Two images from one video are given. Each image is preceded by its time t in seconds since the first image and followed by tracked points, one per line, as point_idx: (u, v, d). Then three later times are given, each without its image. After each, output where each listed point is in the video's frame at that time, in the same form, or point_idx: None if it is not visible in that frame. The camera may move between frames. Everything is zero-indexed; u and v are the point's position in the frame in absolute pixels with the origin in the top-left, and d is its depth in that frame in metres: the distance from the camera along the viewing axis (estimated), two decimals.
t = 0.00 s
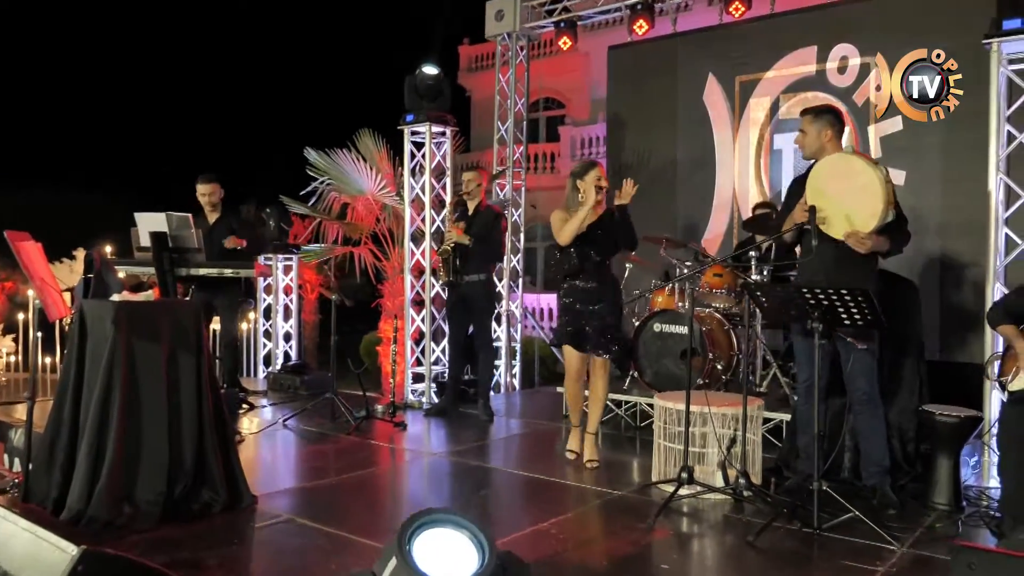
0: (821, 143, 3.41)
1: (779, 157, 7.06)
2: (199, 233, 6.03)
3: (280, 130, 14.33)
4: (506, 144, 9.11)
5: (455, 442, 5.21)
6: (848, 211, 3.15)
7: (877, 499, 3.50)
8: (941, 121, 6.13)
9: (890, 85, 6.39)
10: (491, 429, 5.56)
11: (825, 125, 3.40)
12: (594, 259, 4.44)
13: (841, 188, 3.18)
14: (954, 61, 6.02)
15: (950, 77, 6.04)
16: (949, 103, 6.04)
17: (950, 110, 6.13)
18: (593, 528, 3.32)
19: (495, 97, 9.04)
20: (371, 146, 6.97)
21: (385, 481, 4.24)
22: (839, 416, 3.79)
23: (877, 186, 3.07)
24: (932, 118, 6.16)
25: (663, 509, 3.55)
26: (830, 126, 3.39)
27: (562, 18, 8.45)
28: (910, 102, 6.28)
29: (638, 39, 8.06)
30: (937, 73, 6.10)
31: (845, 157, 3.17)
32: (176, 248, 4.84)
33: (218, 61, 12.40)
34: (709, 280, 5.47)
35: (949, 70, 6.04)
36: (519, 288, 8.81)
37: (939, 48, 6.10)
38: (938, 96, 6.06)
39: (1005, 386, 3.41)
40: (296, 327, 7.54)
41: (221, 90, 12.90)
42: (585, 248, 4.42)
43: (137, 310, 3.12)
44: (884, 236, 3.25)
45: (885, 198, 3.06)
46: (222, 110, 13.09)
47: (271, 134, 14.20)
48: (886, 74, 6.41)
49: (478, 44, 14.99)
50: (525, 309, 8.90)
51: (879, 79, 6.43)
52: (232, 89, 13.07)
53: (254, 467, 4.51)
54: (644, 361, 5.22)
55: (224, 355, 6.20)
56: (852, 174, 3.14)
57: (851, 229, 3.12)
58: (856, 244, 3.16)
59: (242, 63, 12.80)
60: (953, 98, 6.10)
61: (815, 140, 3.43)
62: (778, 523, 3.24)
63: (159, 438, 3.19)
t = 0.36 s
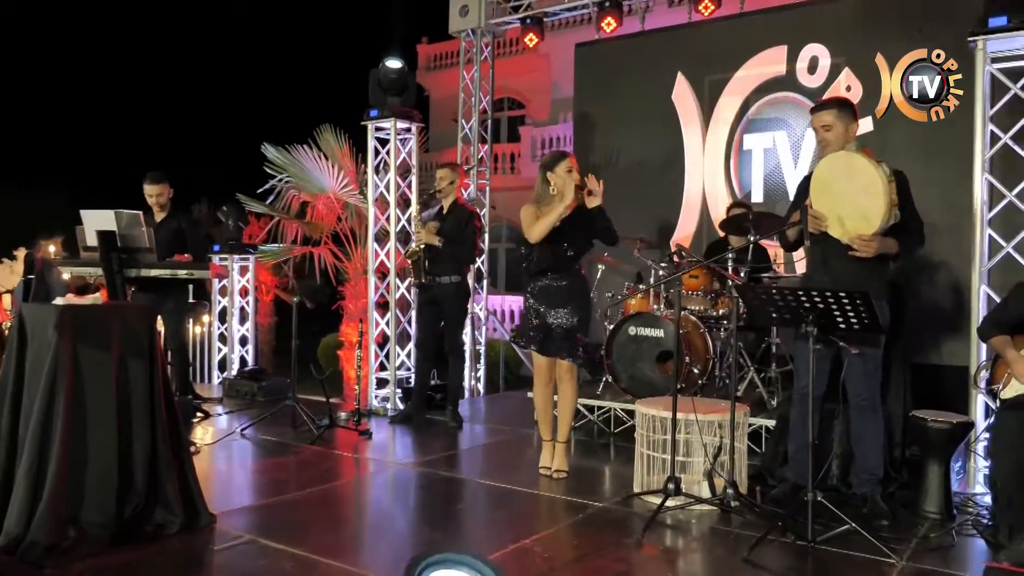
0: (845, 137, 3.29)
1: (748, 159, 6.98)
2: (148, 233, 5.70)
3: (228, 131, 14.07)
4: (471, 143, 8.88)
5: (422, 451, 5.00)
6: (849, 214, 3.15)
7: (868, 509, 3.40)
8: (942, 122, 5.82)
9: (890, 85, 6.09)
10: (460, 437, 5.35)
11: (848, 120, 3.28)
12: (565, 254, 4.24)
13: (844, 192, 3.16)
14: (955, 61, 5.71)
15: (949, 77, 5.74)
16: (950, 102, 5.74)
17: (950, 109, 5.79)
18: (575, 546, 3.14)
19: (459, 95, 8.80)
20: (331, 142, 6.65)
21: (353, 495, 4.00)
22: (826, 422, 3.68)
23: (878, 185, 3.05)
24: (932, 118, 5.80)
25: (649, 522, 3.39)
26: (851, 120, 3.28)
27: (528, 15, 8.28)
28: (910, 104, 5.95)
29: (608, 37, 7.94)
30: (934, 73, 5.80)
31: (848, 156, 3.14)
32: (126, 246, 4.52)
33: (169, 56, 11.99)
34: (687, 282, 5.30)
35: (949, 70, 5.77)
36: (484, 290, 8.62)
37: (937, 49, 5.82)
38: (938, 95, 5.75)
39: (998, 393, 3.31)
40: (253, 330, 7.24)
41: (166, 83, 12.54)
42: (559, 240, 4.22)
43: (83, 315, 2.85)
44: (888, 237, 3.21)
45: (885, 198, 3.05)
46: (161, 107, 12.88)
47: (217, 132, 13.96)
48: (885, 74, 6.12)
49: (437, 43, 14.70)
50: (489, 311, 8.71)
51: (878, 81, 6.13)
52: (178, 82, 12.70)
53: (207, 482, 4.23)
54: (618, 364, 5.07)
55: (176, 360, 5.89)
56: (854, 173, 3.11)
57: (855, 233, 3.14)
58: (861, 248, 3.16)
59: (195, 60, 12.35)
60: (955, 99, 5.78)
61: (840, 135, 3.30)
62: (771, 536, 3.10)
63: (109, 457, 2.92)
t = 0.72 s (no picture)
0: (857, 132, 3.19)
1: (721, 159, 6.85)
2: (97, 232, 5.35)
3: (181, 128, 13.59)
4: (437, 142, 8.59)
5: (391, 462, 4.76)
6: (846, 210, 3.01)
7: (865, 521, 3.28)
8: (943, 122, 5.69)
9: (890, 85, 5.90)
10: (431, 446, 5.13)
11: (861, 114, 3.17)
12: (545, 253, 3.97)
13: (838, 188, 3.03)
14: (956, 60, 5.60)
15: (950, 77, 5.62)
16: (951, 103, 5.62)
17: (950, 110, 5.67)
18: (566, 566, 2.94)
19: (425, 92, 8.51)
20: (294, 139, 6.39)
21: (320, 512, 3.75)
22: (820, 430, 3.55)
23: (876, 185, 2.91)
24: (933, 119, 5.67)
25: (640, 539, 3.21)
26: (863, 114, 3.17)
27: (497, 10, 8.15)
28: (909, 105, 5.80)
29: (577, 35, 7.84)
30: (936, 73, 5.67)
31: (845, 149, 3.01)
32: (73, 247, 4.19)
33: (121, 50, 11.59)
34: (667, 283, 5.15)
35: (949, 70, 5.64)
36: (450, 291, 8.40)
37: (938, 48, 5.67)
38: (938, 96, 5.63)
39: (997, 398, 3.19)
40: (210, 334, 6.91)
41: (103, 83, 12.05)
42: (526, 244, 3.96)
43: (23, 320, 2.58)
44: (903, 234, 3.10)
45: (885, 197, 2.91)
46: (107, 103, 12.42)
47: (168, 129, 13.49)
48: (885, 74, 5.93)
49: (398, 40, 14.41)
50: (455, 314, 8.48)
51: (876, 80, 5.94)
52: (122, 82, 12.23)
53: (160, 502, 3.93)
54: (596, 368, 4.91)
55: (126, 366, 5.55)
56: (850, 172, 2.98)
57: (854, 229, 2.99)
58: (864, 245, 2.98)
59: (146, 52, 11.96)
60: (955, 99, 5.67)
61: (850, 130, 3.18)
62: (771, 553, 2.95)
63: (55, 477, 2.64)
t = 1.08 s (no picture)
0: (859, 125, 3.05)
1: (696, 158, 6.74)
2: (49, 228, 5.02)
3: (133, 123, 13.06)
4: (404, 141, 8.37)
5: (363, 472, 4.54)
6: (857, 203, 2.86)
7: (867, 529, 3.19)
8: (943, 122, 5.67)
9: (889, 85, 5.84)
10: (403, 455, 4.90)
11: (864, 106, 3.04)
12: (510, 254, 3.59)
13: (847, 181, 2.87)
14: (956, 60, 5.57)
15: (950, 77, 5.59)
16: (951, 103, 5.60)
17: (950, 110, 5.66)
18: None
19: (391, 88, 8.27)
20: (258, 132, 6.10)
21: (295, 529, 3.52)
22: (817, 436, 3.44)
23: (888, 170, 2.78)
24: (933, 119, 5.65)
25: (639, 553, 3.07)
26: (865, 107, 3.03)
27: (467, 5, 7.95)
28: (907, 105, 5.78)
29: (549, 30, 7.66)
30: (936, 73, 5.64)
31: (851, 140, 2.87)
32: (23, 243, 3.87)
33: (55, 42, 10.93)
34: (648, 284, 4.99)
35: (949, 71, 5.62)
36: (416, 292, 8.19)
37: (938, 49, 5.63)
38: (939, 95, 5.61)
39: (1003, 403, 3.08)
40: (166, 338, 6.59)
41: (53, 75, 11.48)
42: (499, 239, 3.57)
43: None
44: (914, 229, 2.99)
45: (897, 184, 2.78)
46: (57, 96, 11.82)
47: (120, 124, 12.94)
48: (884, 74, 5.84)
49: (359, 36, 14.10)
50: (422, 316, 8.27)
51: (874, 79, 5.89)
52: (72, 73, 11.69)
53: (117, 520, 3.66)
54: (577, 373, 4.74)
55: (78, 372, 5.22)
56: (857, 161, 2.83)
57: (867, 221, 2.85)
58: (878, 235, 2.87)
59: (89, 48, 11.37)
60: (954, 98, 5.65)
61: (852, 122, 3.06)
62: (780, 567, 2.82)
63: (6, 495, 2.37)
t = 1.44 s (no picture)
0: (874, 120, 3.01)
1: (679, 159, 6.61)
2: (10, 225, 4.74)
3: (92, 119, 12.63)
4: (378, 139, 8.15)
5: (346, 482, 4.34)
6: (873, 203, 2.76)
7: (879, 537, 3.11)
8: (944, 122, 5.57)
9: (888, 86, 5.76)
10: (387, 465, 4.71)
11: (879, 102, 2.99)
12: (489, 251, 3.41)
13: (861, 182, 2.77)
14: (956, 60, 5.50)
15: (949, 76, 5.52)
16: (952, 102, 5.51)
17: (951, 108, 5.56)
18: None
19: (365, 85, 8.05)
20: (229, 127, 5.86)
21: (279, 545, 3.32)
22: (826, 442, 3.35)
23: (907, 174, 2.65)
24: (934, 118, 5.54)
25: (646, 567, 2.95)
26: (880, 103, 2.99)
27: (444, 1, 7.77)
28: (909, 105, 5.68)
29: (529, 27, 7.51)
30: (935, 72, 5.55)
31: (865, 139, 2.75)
32: None
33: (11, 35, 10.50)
34: (638, 285, 4.92)
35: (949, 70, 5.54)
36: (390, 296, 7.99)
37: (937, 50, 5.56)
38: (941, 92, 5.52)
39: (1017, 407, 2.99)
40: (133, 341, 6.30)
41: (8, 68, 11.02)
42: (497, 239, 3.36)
43: None
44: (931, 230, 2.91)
45: (916, 186, 2.66)
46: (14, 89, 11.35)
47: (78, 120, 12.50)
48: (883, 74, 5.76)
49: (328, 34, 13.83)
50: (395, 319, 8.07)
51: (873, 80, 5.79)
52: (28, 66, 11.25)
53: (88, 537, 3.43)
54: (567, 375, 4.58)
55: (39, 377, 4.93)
56: (875, 162, 2.72)
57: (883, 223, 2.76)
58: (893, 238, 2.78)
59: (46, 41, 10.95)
60: (955, 98, 5.58)
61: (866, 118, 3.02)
62: None
63: None
